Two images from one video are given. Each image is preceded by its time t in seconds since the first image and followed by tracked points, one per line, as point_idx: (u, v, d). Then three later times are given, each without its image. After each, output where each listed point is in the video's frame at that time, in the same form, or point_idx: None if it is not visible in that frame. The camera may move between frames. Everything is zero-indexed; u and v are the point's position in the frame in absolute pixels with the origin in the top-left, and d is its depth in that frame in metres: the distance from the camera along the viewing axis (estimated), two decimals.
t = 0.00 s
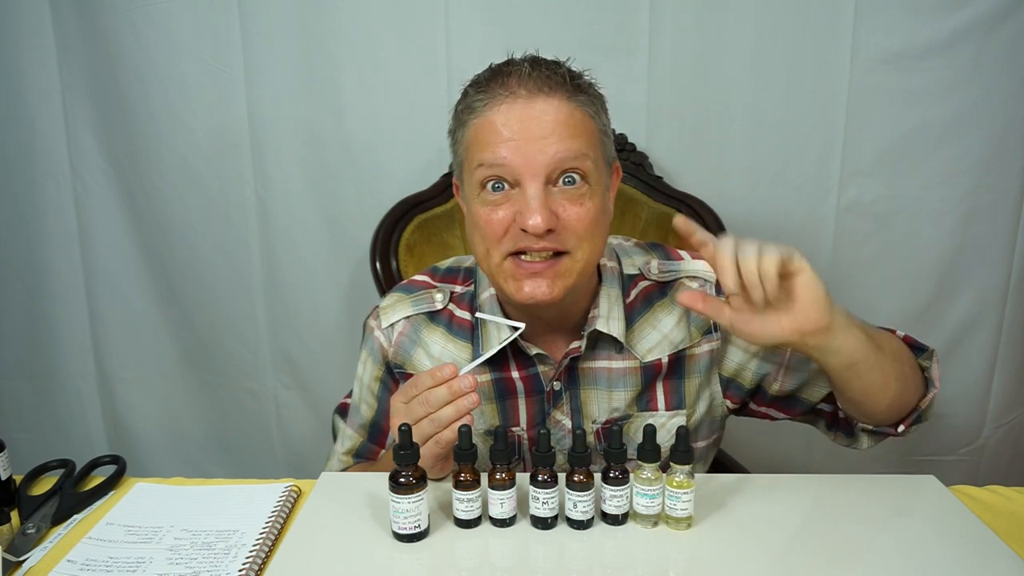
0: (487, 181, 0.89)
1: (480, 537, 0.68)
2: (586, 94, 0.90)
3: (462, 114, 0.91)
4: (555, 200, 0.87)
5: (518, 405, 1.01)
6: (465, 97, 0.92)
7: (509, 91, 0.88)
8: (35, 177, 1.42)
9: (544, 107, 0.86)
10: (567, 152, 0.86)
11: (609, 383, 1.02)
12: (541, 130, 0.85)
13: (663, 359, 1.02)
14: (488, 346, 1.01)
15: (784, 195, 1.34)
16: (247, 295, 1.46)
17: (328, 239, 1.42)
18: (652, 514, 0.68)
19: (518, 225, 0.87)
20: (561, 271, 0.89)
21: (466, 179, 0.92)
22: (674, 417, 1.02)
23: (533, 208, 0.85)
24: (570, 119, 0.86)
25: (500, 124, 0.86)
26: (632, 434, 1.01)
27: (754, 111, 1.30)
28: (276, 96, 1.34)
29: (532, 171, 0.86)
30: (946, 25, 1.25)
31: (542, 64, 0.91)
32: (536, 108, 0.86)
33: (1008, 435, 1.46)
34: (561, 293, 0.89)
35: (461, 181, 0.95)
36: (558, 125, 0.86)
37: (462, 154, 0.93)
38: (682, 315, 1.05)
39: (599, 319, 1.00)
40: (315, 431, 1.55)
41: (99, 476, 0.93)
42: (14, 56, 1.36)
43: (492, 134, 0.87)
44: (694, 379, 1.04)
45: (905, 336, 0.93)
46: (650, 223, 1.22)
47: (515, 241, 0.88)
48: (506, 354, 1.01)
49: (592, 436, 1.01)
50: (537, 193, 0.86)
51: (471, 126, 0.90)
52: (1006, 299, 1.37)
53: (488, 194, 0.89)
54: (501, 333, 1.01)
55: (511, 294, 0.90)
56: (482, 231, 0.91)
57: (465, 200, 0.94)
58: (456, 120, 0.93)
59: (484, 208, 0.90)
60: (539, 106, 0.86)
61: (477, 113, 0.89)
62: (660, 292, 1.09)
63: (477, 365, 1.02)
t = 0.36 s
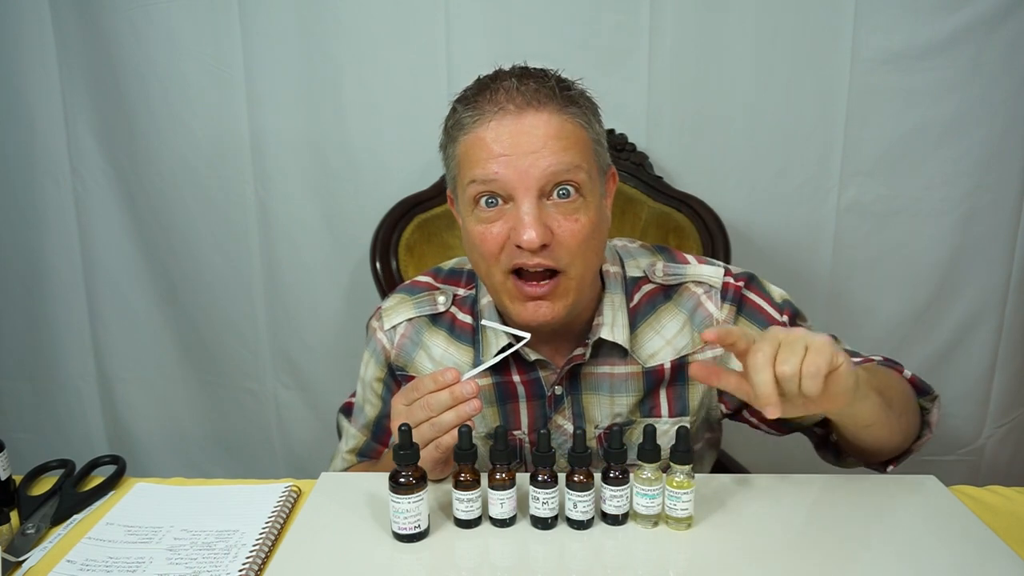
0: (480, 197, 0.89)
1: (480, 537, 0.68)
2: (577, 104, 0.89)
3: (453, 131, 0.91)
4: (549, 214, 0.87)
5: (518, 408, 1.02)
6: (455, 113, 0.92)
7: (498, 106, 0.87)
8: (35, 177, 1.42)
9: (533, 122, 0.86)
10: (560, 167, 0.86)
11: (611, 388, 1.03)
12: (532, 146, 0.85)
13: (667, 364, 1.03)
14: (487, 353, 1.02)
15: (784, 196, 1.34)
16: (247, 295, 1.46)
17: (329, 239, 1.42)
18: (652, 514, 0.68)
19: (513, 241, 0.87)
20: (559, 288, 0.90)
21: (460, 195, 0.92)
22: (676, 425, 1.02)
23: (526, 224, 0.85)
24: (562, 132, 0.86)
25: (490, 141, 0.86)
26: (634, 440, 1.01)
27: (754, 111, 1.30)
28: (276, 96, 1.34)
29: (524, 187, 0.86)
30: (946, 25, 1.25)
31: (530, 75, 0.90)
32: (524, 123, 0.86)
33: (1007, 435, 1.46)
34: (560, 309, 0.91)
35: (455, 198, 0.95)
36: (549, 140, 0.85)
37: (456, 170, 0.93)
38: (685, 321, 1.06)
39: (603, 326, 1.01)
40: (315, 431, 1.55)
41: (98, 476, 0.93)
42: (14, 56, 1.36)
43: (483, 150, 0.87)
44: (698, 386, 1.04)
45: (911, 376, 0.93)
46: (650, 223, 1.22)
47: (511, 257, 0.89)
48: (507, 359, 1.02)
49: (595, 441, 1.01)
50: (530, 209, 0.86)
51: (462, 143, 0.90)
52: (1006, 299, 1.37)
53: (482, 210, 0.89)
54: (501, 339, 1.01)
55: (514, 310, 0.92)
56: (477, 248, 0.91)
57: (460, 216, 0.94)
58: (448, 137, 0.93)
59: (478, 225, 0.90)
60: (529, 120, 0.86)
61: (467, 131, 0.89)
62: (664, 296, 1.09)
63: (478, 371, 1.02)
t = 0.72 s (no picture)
0: (500, 174, 0.89)
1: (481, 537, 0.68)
2: (606, 97, 0.91)
3: (482, 106, 0.92)
4: (566, 199, 0.87)
5: (518, 406, 1.02)
6: (485, 90, 0.93)
7: (530, 87, 0.88)
8: (36, 177, 1.42)
9: (563, 106, 0.86)
10: (582, 153, 0.86)
11: (610, 386, 1.03)
12: (558, 129, 0.86)
13: (665, 364, 1.03)
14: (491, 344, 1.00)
15: (784, 196, 1.34)
16: (247, 295, 1.46)
17: (329, 239, 1.42)
18: (652, 514, 0.68)
19: (527, 221, 0.87)
20: (566, 268, 0.89)
21: (478, 172, 0.92)
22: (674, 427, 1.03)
23: (543, 206, 0.85)
24: (588, 119, 0.87)
25: (517, 119, 0.87)
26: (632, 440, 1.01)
27: (754, 111, 1.30)
28: (276, 96, 1.34)
29: (545, 169, 0.86)
30: (946, 24, 1.25)
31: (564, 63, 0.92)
32: (554, 106, 0.86)
33: (1007, 434, 1.46)
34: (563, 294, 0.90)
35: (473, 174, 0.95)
36: (575, 125, 0.86)
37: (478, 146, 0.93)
38: (685, 322, 1.06)
39: (601, 323, 1.01)
40: (315, 431, 1.55)
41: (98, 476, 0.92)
42: (14, 56, 1.36)
43: (509, 128, 0.87)
44: (695, 389, 1.04)
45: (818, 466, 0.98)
46: (651, 223, 1.23)
47: (523, 236, 0.89)
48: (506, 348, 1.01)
49: (593, 440, 1.01)
50: (548, 191, 0.86)
51: (488, 119, 0.90)
52: (1006, 299, 1.37)
53: (499, 187, 0.89)
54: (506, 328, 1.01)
55: (517, 288, 0.91)
56: (490, 225, 0.91)
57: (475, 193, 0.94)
58: (475, 112, 0.94)
59: (494, 203, 0.90)
60: (559, 104, 0.86)
61: (495, 107, 0.89)
62: (665, 295, 1.09)
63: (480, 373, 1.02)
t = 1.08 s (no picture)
0: (517, 164, 0.88)
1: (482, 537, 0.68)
2: (621, 93, 0.92)
3: (499, 97, 0.92)
4: (582, 191, 0.87)
5: (524, 402, 1.02)
6: (503, 81, 0.93)
7: (550, 79, 0.89)
8: (36, 177, 1.42)
9: (582, 97, 0.87)
10: (600, 145, 0.87)
11: (616, 382, 1.03)
12: (577, 119, 0.86)
13: (670, 360, 1.03)
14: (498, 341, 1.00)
15: (785, 195, 1.34)
16: (247, 295, 1.46)
17: (329, 239, 1.42)
18: (652, 514, 0.68)
19: (544, 211, 0.87)
20: (578, 260, 0.88)
21: (493, 163, 0.92)
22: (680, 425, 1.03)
23: (562, 194, 0.85)
24: (605, 112, 0.88)
25: (537, 108, 0.87)
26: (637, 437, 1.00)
27: (754, 111, 1.30)
28: (276, 96, 1.34)
29: (564, 158, 0.86)
30: (946, 24, 1.25)
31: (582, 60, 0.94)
32: (575, 97, 0.87)
33: (1007, 434, 1.46)
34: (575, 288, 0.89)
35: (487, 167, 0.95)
36: (594, 117, 0.87)
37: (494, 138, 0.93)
38: (690, 319, 1.06)
39: (607, 317, 1.00)
40: (315, 431, 1.55)
41: (98, 476, 0.92)
42: (15, 55, 1.36)
43: (528, 118, 0.87)
44: (700, 386, 1.05)
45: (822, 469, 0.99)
46: (650, 223, 1.23)
47: (538, 228, 0.88)
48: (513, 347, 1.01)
49: (598, 435, 1.01)
50: (567, 180, 0.86)
51: (506, 109, 0.90)
52: (1006, 299, 1.37)
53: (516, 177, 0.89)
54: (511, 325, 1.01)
55: (528, 280, 0.89)
56: (505, 216, 0.90)
57: (490, 185, 0.94)
58: (491, 104, 0.94)
59: (510, 193, 0.90)
60: (578, 96, 0.87)
61: (515, 97, 0.90)
62: (670, 292, 1.09)
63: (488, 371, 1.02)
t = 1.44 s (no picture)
0: (510, 186, 0.88)
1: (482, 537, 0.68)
2: (612, 100, 0.90)
3: (488, 116, 0.91)
4: (578, 209, 0.87)
5: (529, 403, 1.03)
6: (491, 98, 0.92)
7: (538, 97, 0.88)
8: (36, 177, 1.42)
9: (570, 114, 0.86)
10: (592, 161, 0.86)
11: (620, 385, 1.03)
12: (566, 139, 0.85)
13: (674, 363, 1.03)
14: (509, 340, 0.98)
15: (784, 195, 1.34)
16: (247, 295, 1.46)
17: (329, 239, 1.42)
18: (652, 514, 0.68)
19: (541, 232, 0.87)
20: (580, 275, 0.89)
21: (489, 183, 0.92)
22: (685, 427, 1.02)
23: (557, 216, 0.85)
24: (595, 126, 0.86)
25: (525, 131, 0.86)
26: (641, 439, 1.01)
27: (754, 111, 1.30)
28: (276, 96, 1.34)
29: (556, 180, 0.86)
30: (946, 25, 1.25)
31: (569, 69, 0.91)
32: (563, 116, 0.86)
33: (1007, 434, 1.46)
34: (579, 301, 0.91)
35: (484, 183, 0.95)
36: (583, 134, 0.85)
37: (488, 157, 0.92)
38: (695, 322, 1.07)
39: (615, 321, 1.01)
40: (315, 431, 1.55)
41: (98, 476, 0.92)
42: (15, 55, 1.36)
43: (518, 141, 0.87)
44: (706, 389, 1.04)
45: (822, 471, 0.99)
46: (650, 223, 1.23)
47: (537, 247, 0.89)
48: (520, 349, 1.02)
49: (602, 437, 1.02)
50: (561, 201, 0.86)
51: (496, 130, 0.89)
52: (1005, 299, 1.37)
53: (510, 198, 0.89)
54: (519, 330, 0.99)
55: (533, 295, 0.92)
56: (504, 236, 0.91)
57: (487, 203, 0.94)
58: (482, 121, 0.93)
59: (506, 214, 0.90)
60: (565, 113, 0.86)
61: (503, 118, 0.89)
62: (675, 294, 1.09)
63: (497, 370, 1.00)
